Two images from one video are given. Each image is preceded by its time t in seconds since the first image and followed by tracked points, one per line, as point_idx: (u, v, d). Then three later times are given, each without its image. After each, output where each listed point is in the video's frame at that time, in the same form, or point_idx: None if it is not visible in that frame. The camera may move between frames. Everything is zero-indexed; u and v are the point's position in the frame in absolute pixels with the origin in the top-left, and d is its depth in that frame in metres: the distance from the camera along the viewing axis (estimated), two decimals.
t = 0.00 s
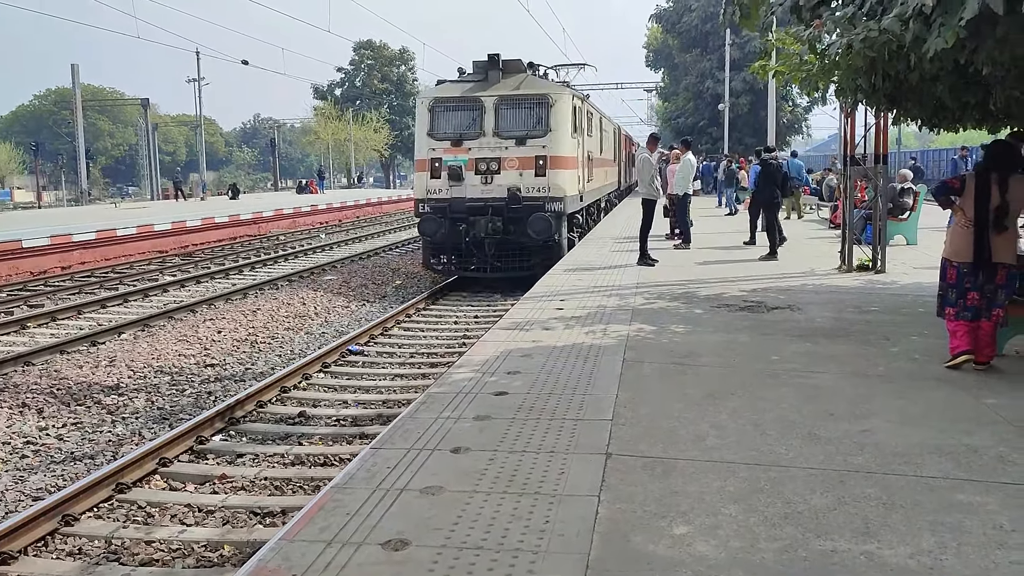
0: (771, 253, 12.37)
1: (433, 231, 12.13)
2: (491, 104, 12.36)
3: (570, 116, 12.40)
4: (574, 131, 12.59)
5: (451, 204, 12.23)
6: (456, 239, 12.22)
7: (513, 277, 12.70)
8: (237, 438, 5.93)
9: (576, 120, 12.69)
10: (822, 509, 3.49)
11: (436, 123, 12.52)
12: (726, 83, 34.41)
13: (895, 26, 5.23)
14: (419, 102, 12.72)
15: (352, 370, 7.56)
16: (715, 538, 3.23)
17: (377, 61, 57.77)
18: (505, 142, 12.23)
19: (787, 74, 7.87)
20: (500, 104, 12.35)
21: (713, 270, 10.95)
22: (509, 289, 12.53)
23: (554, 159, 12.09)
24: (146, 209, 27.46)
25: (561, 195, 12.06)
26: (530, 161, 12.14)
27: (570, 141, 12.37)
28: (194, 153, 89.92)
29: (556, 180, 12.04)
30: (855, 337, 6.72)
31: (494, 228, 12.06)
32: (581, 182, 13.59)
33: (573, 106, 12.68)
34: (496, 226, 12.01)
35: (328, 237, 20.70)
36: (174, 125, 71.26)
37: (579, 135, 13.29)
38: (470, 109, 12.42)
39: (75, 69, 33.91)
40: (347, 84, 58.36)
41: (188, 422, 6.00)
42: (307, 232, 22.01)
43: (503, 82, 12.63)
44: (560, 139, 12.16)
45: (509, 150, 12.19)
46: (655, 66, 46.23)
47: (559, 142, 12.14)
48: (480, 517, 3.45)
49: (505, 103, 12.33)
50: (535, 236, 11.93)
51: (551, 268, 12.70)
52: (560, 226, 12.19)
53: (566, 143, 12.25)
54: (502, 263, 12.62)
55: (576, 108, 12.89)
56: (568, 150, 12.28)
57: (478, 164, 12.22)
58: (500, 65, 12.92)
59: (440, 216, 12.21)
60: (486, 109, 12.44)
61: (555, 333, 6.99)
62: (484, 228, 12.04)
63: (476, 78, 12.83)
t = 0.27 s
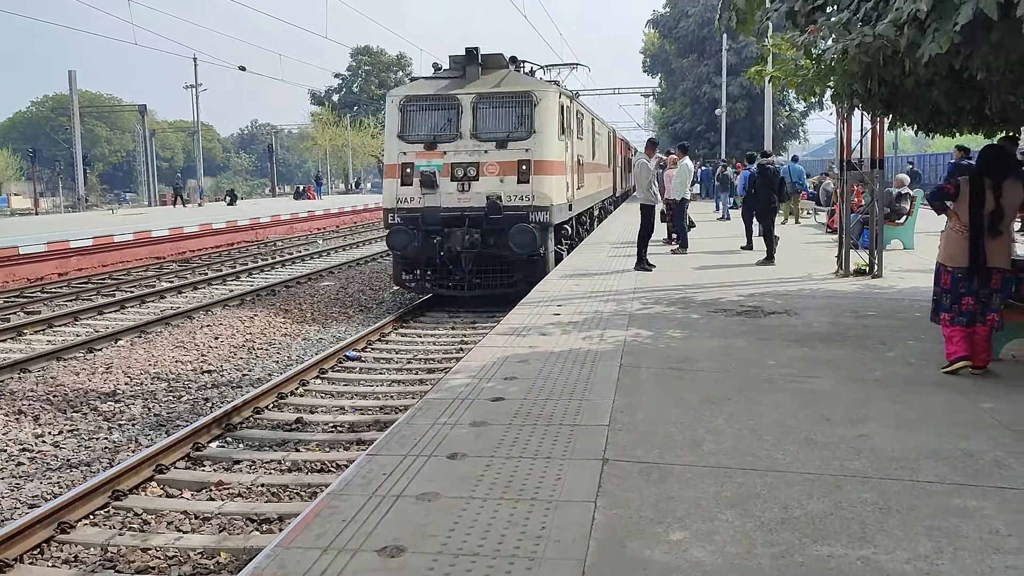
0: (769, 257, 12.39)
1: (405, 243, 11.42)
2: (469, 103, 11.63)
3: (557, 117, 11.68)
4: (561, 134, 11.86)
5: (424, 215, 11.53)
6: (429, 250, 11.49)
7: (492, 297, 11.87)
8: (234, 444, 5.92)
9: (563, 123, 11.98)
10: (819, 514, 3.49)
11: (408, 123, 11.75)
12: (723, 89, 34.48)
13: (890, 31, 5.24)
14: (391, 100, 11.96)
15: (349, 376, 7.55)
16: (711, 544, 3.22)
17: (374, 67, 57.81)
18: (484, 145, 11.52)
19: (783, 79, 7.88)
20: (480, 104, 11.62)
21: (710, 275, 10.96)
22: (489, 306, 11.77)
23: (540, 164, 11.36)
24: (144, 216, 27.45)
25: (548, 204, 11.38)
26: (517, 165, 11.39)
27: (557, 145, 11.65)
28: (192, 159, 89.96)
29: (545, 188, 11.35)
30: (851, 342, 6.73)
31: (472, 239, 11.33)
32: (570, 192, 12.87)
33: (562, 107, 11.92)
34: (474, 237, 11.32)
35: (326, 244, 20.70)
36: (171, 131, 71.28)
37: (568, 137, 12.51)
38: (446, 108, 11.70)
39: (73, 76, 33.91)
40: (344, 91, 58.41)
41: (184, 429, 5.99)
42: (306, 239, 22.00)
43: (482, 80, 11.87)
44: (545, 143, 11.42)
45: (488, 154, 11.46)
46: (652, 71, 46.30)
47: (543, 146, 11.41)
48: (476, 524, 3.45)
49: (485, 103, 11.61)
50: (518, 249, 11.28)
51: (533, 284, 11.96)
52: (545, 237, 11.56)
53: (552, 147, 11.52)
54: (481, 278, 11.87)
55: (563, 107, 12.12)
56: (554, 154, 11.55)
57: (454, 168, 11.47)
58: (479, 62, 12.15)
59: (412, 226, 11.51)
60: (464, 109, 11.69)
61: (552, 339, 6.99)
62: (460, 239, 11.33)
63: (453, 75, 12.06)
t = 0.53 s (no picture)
0: (766, 263, 12.40)
1: (363, 260, 10.04)
2: (437, 100, 10.38)
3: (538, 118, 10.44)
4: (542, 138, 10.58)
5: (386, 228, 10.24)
6: (392, 269, 10.24)
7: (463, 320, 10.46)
8: (231, 452, 5.91)
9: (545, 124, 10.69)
10: (815, 520, 3.49)
11: (368, 123, 10.48)
12: (720, 94, 34.55)
13: (885, 37, 5.26)
14: (349, 96, 10.67)
15: (346, 383, 7.55)
16: (708, 550, 3.22)
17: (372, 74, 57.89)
18: (453, 148, 10.25)
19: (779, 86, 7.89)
20: (450, 101, 10.38)
21: (708, 281, 10.97)
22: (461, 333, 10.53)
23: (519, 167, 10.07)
24: (142, 223, 27.43)
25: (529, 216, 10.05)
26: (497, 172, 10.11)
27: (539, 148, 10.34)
28: (190, 166, 89.99)
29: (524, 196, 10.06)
30: (848, 347, 6.73)
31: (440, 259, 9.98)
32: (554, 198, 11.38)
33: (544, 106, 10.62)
34: (443, 255, 9.98)
35: (324, 250, 20.70)
36: (169, 138, 71.29)
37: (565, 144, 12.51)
38: (412, 106, 10.43)
39: (71, 84, 33.92)
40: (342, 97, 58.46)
41: (181, 436, 5.98)
42: (303, 246, 22.00)
43: (453, 75, 10.60)
44: (525, 145, 10.14)
45: (459, 158, 10.18)
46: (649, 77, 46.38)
47: (522, 148, 10.10)
48: (472, 531, 3.44)
49: (456, 102, 10.37)
50: (492, 266, 9.84)
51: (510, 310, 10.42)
52: (525, 257, 10.16)
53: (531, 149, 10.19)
54: (451, 301, 10.40)
55: (546, 106, 10.85)
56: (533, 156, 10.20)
57: (419, 175, 10.19)
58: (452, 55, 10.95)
59: (372, 242, 10.25)
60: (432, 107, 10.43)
61: (549, 345, 6.99)
62: (427, 257, 9.94)
63: (421, 68, 10.78)
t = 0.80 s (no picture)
0: (764, 268, 12.39)
1: (298, 284, 8.30)
2: (391, 92, 8.62)
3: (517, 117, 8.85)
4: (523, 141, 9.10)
5: (328, 245, 8.45)
6: (335, 296, 8.56)
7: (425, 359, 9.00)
8: (229, 458, 5.89)
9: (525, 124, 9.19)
10: (814, 526, 3.48)
11: (308, 119, 8.72)
12: (718, 100, 34.60)
13: (882, 42, 5.27)
14: (284, 86, 8.84)
15: (344, 390, 7.53)
16: (707, 557, 3.20)
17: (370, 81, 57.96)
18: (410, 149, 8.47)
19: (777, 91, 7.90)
20: (406, 92, 8.63)
21: (706, 286, 10.96)
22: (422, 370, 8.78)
23: (490, 171, 8.31)
24: (140, 230, 27.40)
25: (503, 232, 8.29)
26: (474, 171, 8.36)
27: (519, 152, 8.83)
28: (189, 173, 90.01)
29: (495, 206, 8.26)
30: (847, 352, 6.72)
31: (392, 281, 8.26)
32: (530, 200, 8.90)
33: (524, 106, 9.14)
34: (394, 278, 8.26)
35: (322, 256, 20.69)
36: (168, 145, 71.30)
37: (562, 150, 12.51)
38: (361, 98, 8.67)
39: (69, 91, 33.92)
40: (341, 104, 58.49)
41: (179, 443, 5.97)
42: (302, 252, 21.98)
43: (412, 62, 8.85)
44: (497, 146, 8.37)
45: (415, 160, 8.40)
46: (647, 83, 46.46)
47: (493, 149, 8.34)
48: (470, 538, 3.43)
49: (414, 94, 8.62)
50: (453, 292, 8.07)
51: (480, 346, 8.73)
52: (496, 282, 8.45)
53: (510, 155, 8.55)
54: (409, 336, 8.74)
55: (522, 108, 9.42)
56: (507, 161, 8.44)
57: (367, 181, 8.40)
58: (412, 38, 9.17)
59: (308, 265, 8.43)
60: (386, 99, 8.65)
61: (547, 350, 6.97)
62: (376, 281, 8.23)
63: (374, 53, 9.03)
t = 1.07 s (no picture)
0: (765, 271, 12.39)
1: (216, 313, 6.82)
2: (336, 76, 7.26)
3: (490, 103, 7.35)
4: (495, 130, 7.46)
5: (255, 265, 7.03)
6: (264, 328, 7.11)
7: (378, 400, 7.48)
8: (230, 462, 5.89)
9: (503, 114, 7.71)
10: (816, 530, 3.47)
11: (237, 110, 7.32)
12: (719, 104, 34.61)
13: (884, 47, 5.28)
14: (208, 71, 7.46)
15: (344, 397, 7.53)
16: (708, 561, 3.20)
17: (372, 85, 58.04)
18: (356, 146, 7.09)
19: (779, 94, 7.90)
20: (354, 77, 7.26)
21: (707, 290, 10.95)
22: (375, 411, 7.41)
23: (455, 174, 6.91)
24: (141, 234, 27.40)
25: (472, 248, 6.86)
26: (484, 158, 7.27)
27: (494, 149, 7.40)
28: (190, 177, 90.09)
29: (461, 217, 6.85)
30: (848, 356, 6.72)
31: (329, 308, 6.76)
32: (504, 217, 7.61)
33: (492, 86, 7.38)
34: (333, 305, 6.78)
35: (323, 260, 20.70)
36: (169, 149, 71.38)
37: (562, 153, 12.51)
38: (301, 84, 7.29)
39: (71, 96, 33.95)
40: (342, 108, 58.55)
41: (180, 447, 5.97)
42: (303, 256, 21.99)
43: (363, 39, 7.43)
44: (462, 142, 6.98)
45: (362, 159, 7.02)
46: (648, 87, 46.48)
47: (459, 147, 6.96)
48: (471, 542, 3.42)
49: (365, 78, 7.24)
50: (405, 323, 6.59)
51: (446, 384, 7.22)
52: (462, 309, 7.03)
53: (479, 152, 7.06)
54: (357, 374, 7.26)
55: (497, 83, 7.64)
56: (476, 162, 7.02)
57: (304, 184, 7.01)
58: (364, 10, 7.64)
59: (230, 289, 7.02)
60: (331, 86, 7.26)
61: (548, 354, 6.97)
62: (310, 308, 6.77)
63: (317, 31, 7.59)
